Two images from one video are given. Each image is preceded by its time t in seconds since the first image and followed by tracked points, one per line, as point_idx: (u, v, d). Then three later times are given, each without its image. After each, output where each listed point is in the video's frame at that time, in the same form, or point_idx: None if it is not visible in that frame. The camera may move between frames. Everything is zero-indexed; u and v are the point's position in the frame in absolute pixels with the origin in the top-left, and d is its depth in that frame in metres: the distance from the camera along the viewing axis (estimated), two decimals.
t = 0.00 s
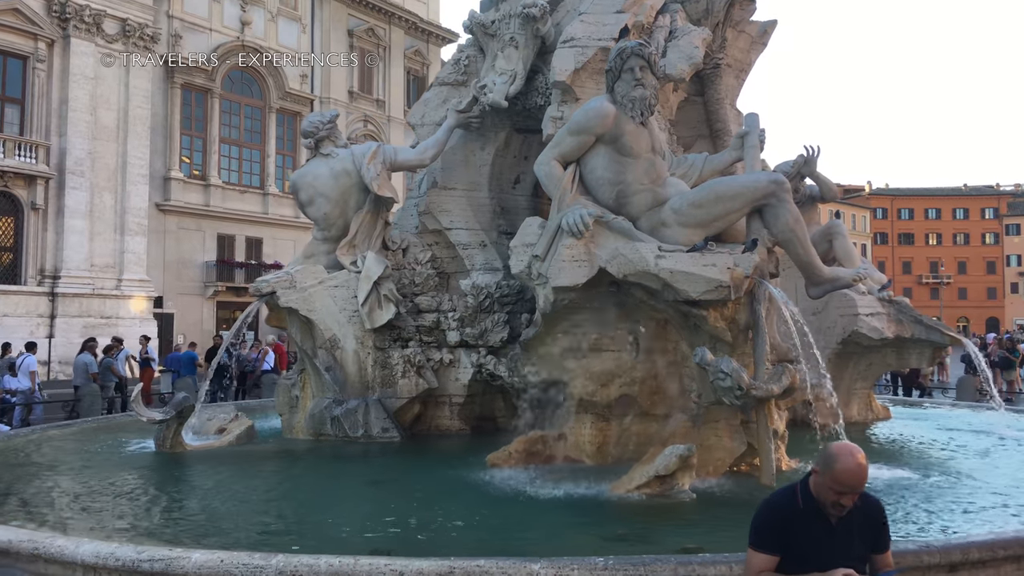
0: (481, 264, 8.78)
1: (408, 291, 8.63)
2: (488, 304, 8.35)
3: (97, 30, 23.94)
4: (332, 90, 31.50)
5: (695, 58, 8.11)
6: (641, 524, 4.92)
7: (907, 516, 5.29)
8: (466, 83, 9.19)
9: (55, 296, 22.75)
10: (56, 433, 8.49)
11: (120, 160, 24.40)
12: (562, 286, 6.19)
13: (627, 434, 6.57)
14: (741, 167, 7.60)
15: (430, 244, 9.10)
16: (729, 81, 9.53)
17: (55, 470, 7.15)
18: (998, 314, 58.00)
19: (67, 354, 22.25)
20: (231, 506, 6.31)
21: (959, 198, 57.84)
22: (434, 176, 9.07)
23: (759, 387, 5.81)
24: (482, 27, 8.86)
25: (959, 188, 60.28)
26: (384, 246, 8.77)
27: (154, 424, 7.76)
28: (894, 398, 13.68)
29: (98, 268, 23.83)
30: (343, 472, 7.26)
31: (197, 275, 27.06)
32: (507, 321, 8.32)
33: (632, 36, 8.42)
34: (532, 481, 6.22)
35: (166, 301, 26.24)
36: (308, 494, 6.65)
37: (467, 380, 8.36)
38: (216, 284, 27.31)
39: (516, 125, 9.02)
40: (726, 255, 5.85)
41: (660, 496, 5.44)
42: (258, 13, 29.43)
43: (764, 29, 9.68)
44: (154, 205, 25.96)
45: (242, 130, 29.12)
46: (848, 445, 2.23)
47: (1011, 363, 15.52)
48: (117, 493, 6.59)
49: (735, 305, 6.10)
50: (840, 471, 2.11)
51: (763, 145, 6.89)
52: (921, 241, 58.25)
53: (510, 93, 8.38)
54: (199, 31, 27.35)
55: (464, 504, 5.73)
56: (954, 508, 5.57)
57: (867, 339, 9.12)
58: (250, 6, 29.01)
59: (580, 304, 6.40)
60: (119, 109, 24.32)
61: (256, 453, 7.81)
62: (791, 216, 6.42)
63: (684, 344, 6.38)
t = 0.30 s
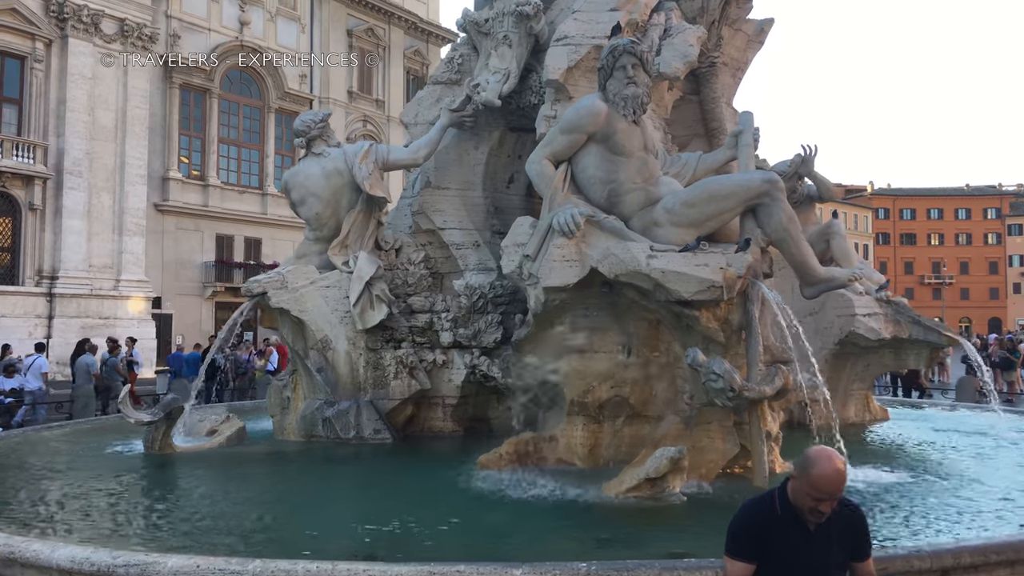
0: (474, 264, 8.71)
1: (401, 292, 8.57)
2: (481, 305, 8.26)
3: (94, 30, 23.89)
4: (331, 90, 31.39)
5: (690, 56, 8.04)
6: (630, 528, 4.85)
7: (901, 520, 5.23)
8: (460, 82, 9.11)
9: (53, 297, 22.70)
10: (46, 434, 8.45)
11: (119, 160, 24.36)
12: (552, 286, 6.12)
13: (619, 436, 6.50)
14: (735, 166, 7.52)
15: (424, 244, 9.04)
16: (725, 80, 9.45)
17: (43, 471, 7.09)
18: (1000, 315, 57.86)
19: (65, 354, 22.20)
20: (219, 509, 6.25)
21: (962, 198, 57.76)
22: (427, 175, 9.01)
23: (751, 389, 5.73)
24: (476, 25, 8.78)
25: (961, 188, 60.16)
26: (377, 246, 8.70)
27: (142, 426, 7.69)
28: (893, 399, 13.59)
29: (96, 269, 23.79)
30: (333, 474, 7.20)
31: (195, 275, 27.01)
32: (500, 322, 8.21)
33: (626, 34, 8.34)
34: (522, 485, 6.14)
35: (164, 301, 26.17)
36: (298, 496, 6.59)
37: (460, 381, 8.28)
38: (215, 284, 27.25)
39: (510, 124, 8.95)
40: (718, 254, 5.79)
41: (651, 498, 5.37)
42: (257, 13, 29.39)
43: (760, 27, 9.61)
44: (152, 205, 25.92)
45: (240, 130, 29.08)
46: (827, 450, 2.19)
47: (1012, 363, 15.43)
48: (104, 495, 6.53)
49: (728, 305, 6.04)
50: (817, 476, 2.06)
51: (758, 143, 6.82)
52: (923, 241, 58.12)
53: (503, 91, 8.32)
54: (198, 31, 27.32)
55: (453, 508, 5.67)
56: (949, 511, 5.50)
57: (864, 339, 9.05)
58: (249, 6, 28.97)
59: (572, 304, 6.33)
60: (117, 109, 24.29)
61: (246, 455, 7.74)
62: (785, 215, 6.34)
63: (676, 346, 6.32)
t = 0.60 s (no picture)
0: (466, 265, 8.65)
1: (392, 293, 8.52)
2: (473, 306, 8.20)
3: (92, 31, 23.86)
4: (329, 91, 31.31)
5: (682, 56, 7.99)
6: (616, 531, 4.80)
7: (892, 524, 5.18)
8: (452, 82, 9.06)
9: (49, 298, 22.64)
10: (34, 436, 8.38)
11: (115, 162, 24.33)
12: (541, 287, 6.07)
13: (609, 438, 6.45)
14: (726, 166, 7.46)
15: (415, 245, 8.99)
16: (719, 80, 9.41)
17: (29, 474, 7.03)
18: (1000, 317, 57.82)
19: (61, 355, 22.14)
20: (208, 512, 6.20)
21: (961, 200, 57.75)
22: (419, 175, 8.96)
23: (741, 391, 5.67)
24: (468, 25, 8.73)
25: (961, 190, 60.11)
26: (368, 247, 8.65)
27: (130, 428, 7.63)
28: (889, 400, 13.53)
29: (93, 270, 23.74)
30: (322, 477, 7.15)
31: (192, 277, 26.95)
32: (493, 323, 8.11)
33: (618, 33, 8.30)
34: (510, 487, 6.09)
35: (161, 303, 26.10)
36: (286, 499, 6.53)
37: (451, 383, 8.21)
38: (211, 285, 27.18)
39: (503, 124, 8.92)
40: (708, 255, 5.74)
41: (639, 501, 5.31)
42: (255, 14, 29.37)
43: (755, 27, 9.56)
44: (149, 206, 25.88)
45: (238, 131, 29.07)
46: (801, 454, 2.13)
47: (1009, 364, 15.38)
48: (89, 498, 6.47)
49: (718, 307, 5.99)
50: (790, 481, 2.00)
51: (749, 144, 6.77)
52: (922, 243, 58.07)
53: (495, 91, 8.28)
54: (195, 32, 27.30)
55: (439, 511, 5.61)
56: (942, 515, 5.45)
57: (859, 341, 9.01)
58: (246, 7, 28.97)
59: (561, 305, 6.28)
60: (114, 111, 24.26)
61: (235, 457, 7.69)
62: (776, 216, 6.29)
63: (667, 347, 6.27)
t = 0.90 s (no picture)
0: (454, 265, 8.56)
1: (380, 293, 8.43)
2: (462, 306, 7.97)
3: (85, 31, 23.77)
4: (326, 92, 31.17)
5: (672, 54, 7.88)
6: (598, 536, 4.71)
7: (880, 529, 5.11)
8: (440, 81, 8.98)
9: (41, 299, 22.52)
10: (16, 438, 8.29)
11: (109, 162, 24.23)
12: (526, 287, 5.99)
13: (596, 440, 6.37)
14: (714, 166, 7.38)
15: (404, 245, 8.89)
16: (710, 79, 9.34)
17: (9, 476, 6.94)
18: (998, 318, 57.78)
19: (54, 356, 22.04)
20: (190, 515, 6.12)
21: (959, 201, 57.77)
22: (408, 175, 8.87)
23: (728, 392, 5.59)
24: (456, 23, 8.66)
25: (959, 191, 60.06)
26: (356, 247, 8.56)
27: (111, 430, 7.53)
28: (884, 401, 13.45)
29: (86, 271, 23.65)
30: (307, 479, 7.06)
31: (187, 278, 26.84)
32: (481, 324, 7.88)
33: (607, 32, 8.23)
34: (495, 489, 6.00)
35: (155, 304, 25.99)
36: (270, 503, 6.45)
37: (439, 384, 8.12)
38: (206, 286, 27.07)
39: (492, 123, 8.85)
40: (695, 254, 5.66)
41: (622, 505, 5.22)
42: (250, 14, 29.26)
43: (746, 26, 9.49)
44: (144, 207, 25.78)
45: (233, 132, 28.99)
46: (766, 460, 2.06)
47: (1005, 365, 15.31)
48: (68, 500, 6.38)
49: (706, 307, 5.91)
50: (755, 488, 1.92)
51: (738, 143, 6.70)
52: (921, 244, 58.02)
53: (483, 90, 8.21)
54: (190, 32, 27.19)
55: (421, 515, 5.52)
56: (931, 519, 5.38)
57: (851, 341, 8.93)
58: (241, 7, 28.88)
59: (546, 306, 6.19)
60: (108, 111, 24.18)
61: (219, 459, 7.60)
62: (764, 215, 6.21)
63: (654, 348, 6.19)
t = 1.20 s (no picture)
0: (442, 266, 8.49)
1: (367, 294, 8.36)
2: (449, 307, 7.90)
3: (78, 31, 23.68)
4: (320, 92, 31.05)
5: (660, 53, 7.79)
6: (580, 540, 4.65)
7: (867, 532, 5.05)
8: (428, 80, 8.91)
9: (33, 300, 22.41)
10: None
11: (101, 163, 24.15)
12: (510, 287, 5.92)
13: (581, 441, 6.30)
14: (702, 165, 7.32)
15: (391, 245, 8.83)
16: (700, 78, 9.28)
17: None
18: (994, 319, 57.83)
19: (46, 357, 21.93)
20: (171, 519, 6.05)
21: (955, 203, 57.82)
22: (395, 175, 8.80)
23: (713, 393, 5.53)
24: (444, 22, 8.60)
25: (956, 192, 60.08)
26: (342, 247, 8.50)
27: (93, 432, 7.46)
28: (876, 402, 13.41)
29: (79, 272, 23.56)
30: (292, 481, 6.99)
31: (180, 279, 26.74)
32: (469, 325, 7.84)
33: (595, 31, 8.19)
34: (478, 492, 5.93)
35: (149, 305, 25.89)
36: (253, 505, 6.38)
37: (426, 386, 8.05)
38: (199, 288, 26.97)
39: (480, 123, 8.79)
40: (680, 254, 5.61)
41: (606, 508, 5.16)
42: (244, 15, 29.19)
43: (737, 25, 9.44)
44: (137, 208, 25.68)
45: (227, 132, 28.91)
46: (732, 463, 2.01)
47: (1000, 366, 15.27)
48: (47, 504, 6.30)
49: (692, 307, 5.86)
50: (718, 492, 1.87)
51: (726, 141, 6.64)
52: (917, 245, 58.03)
53: (471, 89, 8.15)
54: (183, 32, 27.11)
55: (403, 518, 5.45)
56: (918, 522, 5.33)
57: (842, 342, 8.87)
58: (235, 7, 28.79)
59: (531, 306, 6.13)
60: (100, 111, 24.09)
61: (203, 461, 7.53)
62: (751, 215, 6.15)
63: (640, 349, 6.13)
